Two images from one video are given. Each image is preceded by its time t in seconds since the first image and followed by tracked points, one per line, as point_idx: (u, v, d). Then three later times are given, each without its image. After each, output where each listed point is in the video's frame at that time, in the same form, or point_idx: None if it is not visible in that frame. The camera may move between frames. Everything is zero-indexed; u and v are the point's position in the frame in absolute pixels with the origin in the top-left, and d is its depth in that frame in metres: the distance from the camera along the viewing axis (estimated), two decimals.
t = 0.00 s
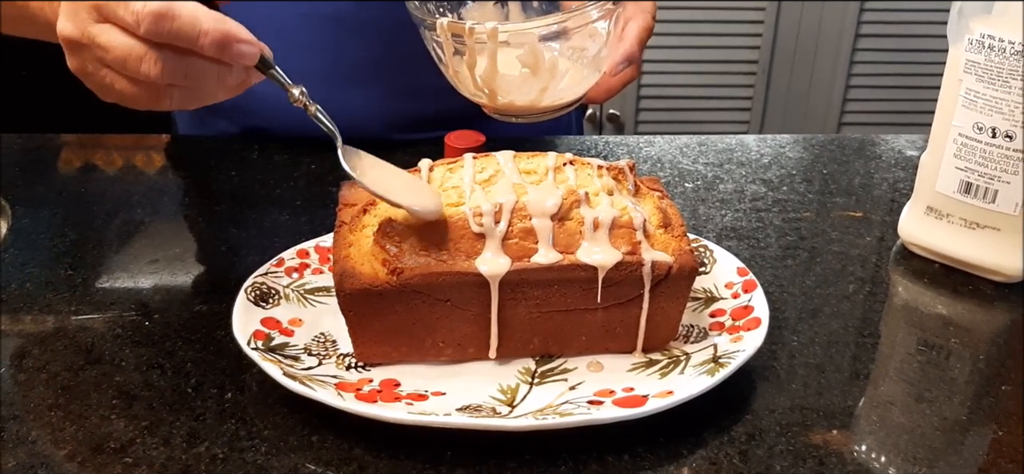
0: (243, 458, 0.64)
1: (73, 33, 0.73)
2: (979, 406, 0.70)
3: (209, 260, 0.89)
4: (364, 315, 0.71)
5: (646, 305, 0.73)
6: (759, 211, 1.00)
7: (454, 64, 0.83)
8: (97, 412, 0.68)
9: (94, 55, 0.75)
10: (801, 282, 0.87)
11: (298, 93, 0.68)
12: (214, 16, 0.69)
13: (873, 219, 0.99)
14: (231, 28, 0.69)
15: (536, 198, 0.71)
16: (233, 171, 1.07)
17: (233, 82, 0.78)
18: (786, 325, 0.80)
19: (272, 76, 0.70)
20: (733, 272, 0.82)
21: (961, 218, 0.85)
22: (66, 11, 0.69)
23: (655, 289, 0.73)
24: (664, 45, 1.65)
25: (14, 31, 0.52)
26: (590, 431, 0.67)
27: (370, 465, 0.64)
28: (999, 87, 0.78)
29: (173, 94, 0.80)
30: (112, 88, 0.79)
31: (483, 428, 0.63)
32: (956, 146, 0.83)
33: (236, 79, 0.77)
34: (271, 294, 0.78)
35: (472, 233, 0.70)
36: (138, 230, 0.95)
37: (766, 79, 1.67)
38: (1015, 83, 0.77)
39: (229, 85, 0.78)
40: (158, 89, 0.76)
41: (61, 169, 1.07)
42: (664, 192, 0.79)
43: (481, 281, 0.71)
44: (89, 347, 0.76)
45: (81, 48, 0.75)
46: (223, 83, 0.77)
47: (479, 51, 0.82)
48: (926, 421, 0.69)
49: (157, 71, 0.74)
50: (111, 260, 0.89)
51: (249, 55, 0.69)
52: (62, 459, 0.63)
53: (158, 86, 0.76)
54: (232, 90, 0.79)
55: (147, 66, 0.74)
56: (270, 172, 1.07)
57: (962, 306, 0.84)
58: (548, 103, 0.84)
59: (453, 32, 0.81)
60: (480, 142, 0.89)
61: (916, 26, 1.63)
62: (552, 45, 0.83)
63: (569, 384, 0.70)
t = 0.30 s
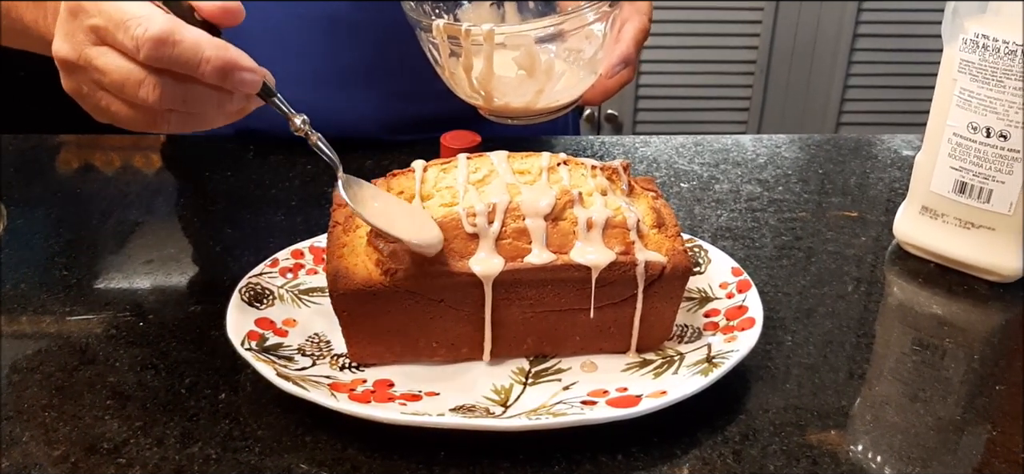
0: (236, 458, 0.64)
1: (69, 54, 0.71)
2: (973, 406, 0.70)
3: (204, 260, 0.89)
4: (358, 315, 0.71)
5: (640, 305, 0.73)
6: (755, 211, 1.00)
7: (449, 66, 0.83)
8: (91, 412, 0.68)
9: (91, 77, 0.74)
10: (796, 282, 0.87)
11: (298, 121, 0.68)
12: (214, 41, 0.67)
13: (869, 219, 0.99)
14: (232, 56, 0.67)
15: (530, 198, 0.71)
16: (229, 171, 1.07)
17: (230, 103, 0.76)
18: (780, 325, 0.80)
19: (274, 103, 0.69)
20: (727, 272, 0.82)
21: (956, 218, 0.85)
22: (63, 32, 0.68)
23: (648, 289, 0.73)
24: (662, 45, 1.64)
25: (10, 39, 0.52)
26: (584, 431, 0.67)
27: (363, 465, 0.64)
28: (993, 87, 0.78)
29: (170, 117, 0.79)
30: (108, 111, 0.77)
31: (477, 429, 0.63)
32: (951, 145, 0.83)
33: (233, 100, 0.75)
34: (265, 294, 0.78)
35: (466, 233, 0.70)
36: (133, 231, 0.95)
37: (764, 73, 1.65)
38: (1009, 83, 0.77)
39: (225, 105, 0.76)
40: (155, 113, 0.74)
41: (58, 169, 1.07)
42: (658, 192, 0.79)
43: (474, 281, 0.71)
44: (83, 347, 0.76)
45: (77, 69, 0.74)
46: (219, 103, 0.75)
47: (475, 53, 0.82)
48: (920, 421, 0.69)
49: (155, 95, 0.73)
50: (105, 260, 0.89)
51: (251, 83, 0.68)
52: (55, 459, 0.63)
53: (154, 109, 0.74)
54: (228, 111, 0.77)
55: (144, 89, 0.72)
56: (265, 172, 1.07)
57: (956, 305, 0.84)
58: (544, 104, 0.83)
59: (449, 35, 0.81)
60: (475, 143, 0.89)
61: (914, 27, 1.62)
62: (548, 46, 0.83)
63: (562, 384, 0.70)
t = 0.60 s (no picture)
0: (232, 458, 0.64)
1: (55, 52, 0.73)
2: (968, 405, 0.70)
3: (201, 260, 0.89)
4: (353, 314, 0.71)
5: (635, 304, 0.73)
6: (751, 211, 1.00)
7: (446, 65, 0.83)
8: (87, 412, 0.68)
9: (77, 75, 0.75)
10: (791, 281, 0.87)
11: (282, 126, 0.68)
12: (200, 44, 0.67)
13: (865, 218, 0.99)
14: (217, 58, 0.67)
15: (525, 197, 0.71)
16: (226, 172, 1.07)
17: (217, 108, 0.76)
18: (776, 324, 0.80)
19: (258, 107, 0.71)
20: (724, 271, 0.82)
21: (952, 217, 0.85)
22: (49, 33, 0.68)
23: (643, 288, 0.73)
24: (661, 45, 1.64)
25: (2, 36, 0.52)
26: (579, 430, 0.67)
27: (358, 464, 0.64)
28: (989, 86, 0.78)
29: (164, 119, 0.79)
30: (92, 109, 0.79)
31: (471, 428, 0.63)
32: (946, 144, 0.83)
33: (218, 104, 0.76)
34: (261, 294, 0.78)
35: (461, 233, 0.71)
36: (130, 231, 0.95)
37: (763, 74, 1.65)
38: (1005, 82, 0.77)
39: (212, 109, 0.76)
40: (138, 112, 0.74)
41: (56, 170, 1.07)
42: (654, 191, 0.79)
43: (470, 280, 0.71)
44: (80, 347, 0.76)
45: (67, 68, 0.75)
46: (205, 107, 0.75)
47: (471, 54, 0.81)
48: (915, 420, 0.69)
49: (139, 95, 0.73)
50: (102, 260, 0.89)
51: (237, 86, 0.68)
52: (51, 459, 0.63)
53: (139, 109, 0.74)
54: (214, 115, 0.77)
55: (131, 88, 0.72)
56: (262, 172, 1.07)
57: (952, 304, 0.84)
58: (541, 104, 0.85)
59: (446, 35, 0.80)
60: (472, 143, 0.89)
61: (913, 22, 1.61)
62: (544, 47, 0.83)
63: (558, 384, 0.70)
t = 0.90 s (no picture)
0: (232, 457, 0.64)
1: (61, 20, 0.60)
2: (968, 404, 0.70)
3: (201, 260, 0.89)
4: (353, 314, 0.71)
5: (635, 303, 0.73)
6: (751, 211, 1.00)
7: (443, 63, 0.82)
8: (87, 412, 0.68)
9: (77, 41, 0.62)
10: (791, 281, 0.87)
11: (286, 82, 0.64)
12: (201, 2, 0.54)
13: (865, 218, 0.99)
14: (220, 18, 0.54)
15: (525, 197, 0.71)
16: (226, 172, 1.07)
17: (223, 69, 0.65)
18: (776, 323, 0.81)
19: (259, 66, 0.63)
20: (723, 271, 0.82)
21: (952, 216, 0.85)
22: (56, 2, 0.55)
23: (643, 287, 0.73)
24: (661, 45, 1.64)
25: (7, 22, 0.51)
26: (579, 429, 0.67)
27: (358, 463, 0.64)
28: (988, 85, 0.78)
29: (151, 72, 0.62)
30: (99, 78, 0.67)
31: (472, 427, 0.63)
32: (946, 144, 0.83)
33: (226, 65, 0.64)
34: (262, 294, 0.79)
35: (462, 233, 0.71)
36: (131, 232, 0.95)
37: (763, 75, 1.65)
38: (1004, 81, 0.77)
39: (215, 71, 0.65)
40: (144, 80, 0.61)
41: (57, 172, 1.07)
42: (653, 191, 0.80)
43: (470, 279, 0.71)
44: (80, 347, 0.76)
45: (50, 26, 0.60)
46: (208, 68, 0.64)
47: (468, 51, 0.80)
48: (915, 419, 0.69)
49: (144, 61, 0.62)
50: (103, 261, 0.89)
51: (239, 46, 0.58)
52: (51, 458, 0.64)
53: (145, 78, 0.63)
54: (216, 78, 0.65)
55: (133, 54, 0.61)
56: (262, 173, 1.07)
57: (952, 304, 0.84)
58: (537, 103, 0.85)
59: (444, 33, 0.79)
60: (472, 142, 0.90)
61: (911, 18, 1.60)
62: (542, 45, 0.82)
63: (558, 383, 0.70)
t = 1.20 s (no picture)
0: (233, 456, 0.64)
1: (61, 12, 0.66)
2: (970, 403, 0.70)
3: (202, 260, 0.89)
4: (354, 312, 0.71)
5: (636, 302, 0.73)
6: (753, 209, 1.00)
7: (444, 57, 0.82)
8: (88, 411, 0.68)
9: None
10: (793, 280, 0.87)
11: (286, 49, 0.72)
12: None
13: (866, 217, 0.99)
14: None
15: (526, 196, 0.72)
16: (227, 171, 1.07)
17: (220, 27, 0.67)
18: (777, 322, 0.81)
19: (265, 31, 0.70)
20: (725, 270, 0.82)
21: (953, 215, 0.85)
22: None
23: (645, 286, 0.73)
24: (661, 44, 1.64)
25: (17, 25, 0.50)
26: (580, 429, 0.67)
27: (359, 462, 0.64)
28: (990, 84, 0.78)
29: (165, 39, 0.67)
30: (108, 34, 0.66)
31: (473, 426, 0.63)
32: (948, 143, 0.83)
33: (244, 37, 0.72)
34: (262, 293, 0.79)
35: (462, 231, 0.71)
36: (132, 231, 0.95)
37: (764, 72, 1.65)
38: (1005, 80, 0.77)
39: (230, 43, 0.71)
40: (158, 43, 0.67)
41: (58, 171, 1.07)
42: (655, 190, 0.80)
43: (471, 278, 0.71)
44: (81, 346, 0.76)
45: None
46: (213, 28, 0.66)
47: (467, 45, 0.81)
48: (917, 418, 0.69)
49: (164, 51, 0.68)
50: (104, 260, 0.89)
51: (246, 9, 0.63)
52: (52, 457, 0.64)
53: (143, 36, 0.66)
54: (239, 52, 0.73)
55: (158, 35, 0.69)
56: (263, 172, 1.07)
57: (953, 303, 0.84)
58: (536, 96, 0.83)
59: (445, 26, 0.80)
60: (473, 141, 0.90)
61: (910, 16, 1.60)
62: (542, 38, 0.82)
63: (559, 382, 0.70)
